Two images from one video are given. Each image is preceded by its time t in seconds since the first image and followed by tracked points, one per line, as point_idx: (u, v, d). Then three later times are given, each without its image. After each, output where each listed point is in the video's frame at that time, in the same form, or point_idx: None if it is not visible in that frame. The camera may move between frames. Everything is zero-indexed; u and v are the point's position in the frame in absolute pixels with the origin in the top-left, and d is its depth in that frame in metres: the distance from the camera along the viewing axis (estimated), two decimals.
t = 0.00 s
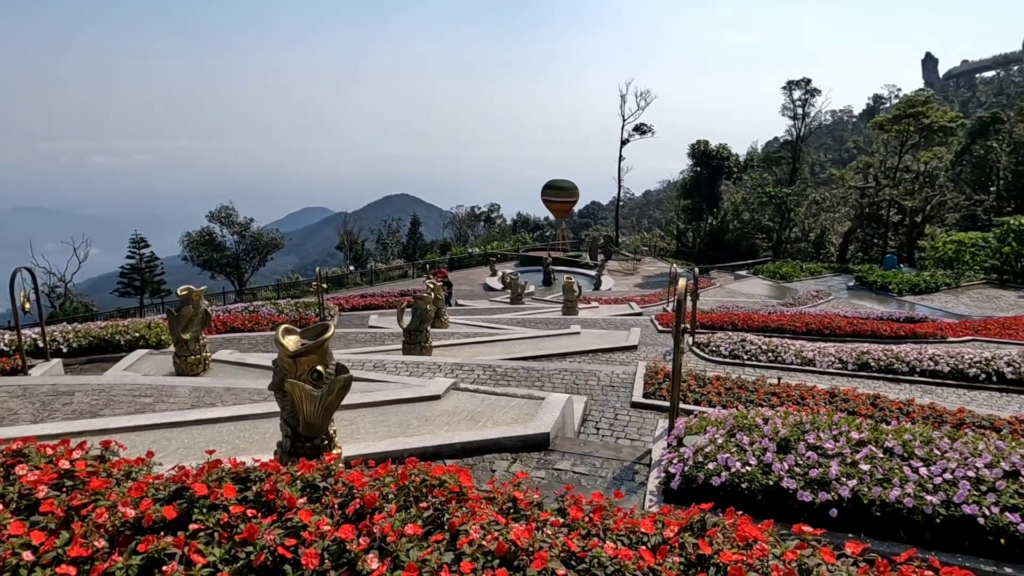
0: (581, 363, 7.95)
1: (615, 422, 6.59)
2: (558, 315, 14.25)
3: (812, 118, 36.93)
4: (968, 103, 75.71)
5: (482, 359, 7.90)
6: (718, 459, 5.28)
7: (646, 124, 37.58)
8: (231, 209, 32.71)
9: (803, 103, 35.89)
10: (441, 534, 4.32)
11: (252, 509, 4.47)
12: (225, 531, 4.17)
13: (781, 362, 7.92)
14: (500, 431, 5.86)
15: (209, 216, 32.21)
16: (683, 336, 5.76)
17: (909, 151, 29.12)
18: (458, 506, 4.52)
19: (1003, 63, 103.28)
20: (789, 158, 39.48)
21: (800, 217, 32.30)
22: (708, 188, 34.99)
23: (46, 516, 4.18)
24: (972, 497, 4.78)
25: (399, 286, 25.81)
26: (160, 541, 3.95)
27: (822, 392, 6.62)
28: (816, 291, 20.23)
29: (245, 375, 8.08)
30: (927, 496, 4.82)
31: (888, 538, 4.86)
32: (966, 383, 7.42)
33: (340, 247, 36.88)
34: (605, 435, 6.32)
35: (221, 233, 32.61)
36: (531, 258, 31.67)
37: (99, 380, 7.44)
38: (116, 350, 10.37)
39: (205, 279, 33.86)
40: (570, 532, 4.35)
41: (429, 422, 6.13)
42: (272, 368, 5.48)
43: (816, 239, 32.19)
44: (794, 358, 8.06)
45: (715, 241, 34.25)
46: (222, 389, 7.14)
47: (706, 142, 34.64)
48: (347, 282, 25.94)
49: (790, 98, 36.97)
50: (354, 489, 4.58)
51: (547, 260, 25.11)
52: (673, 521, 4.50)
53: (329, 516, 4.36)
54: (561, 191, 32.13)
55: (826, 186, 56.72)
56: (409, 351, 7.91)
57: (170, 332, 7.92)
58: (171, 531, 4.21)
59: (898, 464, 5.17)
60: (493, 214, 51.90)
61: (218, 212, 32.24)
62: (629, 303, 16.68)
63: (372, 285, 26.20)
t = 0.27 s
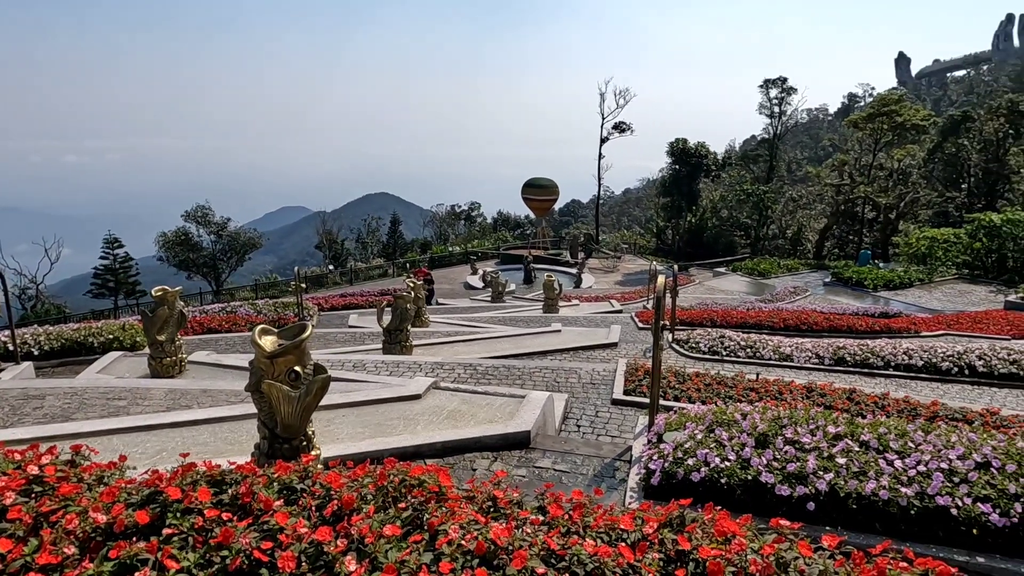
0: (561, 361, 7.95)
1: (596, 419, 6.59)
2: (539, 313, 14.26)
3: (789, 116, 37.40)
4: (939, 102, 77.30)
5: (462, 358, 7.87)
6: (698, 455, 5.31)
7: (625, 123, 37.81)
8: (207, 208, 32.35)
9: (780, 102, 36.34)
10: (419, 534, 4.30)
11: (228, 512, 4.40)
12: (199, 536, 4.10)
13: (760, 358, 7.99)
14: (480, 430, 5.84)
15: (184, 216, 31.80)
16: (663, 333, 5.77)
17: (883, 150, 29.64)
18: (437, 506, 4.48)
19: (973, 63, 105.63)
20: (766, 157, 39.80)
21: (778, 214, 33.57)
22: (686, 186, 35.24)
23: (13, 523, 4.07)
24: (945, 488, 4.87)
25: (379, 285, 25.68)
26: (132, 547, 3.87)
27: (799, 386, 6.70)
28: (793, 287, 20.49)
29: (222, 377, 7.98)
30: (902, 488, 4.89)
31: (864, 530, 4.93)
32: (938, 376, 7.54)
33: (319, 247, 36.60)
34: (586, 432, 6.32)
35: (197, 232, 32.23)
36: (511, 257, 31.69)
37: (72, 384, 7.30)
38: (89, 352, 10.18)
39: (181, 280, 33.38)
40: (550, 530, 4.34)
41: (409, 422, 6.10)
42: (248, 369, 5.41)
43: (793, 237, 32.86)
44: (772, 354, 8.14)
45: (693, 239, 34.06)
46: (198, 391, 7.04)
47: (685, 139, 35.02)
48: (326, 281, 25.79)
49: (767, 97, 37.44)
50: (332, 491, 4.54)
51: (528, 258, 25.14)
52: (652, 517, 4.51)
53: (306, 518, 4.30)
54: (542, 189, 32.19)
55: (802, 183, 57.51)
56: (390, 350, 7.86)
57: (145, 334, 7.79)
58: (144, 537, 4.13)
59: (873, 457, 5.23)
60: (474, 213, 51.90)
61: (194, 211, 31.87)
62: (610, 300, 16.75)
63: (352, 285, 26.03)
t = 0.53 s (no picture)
0: (540, 358, 7.97)
1: (575, 415, 6.61)
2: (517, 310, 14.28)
3: (763, 114, 37.83)
4: (909, 100, 78.96)
5: (441, 356, 7.84)
6: (675, 449, 5.36)
7: (602, 120, 37.98)
8: (180, 208, 31.82)
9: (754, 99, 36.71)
10: (397, 534, 4.29)
11: (201, 516, 4.32)
12: (172, 540, 4.03)
13: (735, 353, 8.09)
14: (459, 428, 5.83)
15: (156, 215, 31.24)
16: (640, 329, 5.80)
17: (854, 146, 30.12)
18: (415, 505, 4.48)
19: (941, 61, 108.04)
20: (741, 152, 39.72)
21: (754, 210, 33.77)
22: (663, 182, 35.95)
23: None
24: (915, 478, 4.98)
25: (357, 284, 25.48)
26: (102, 553, 3.79)
27: (775, 380, 6.79)
28: (768, 282, 20.77)
29: (196, 378, 7.85)
30: (874, 479, 4.99)
31: (838, 520, 5.01)
32: (909, 368, 7.70)
33: (295, 245, 36.21)
34: (565, 428, 6.34)
35: (170, 232, 31.68)
36: (489, 254, 31.68)
37: (40, 388, 7.13)
38: (58, 355, 9.95)
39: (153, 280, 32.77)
40: (528, 527, 4.35)
41: (387, 421, 6.06)
42: (223, 371, 5.33)
43: (769, 232, 32.94)
44: (748, 348, 8.24)
45: (670, 235, 34.73)
46: (172, 393, 6.93)
47: (662, 137, 35.66)
48: (303, 280, 25.54)
49: (741, 94, 37.79)
50: (308, 492, 4.51)
51: (507, 256, 25.14)
52: (630, 512, 4.54)
53: (281, 520, 4.26)
54: (519, 186, 32.23)
55: (776, 179, 58.32)
56: (368, 350, 7.80)
57: (116, 335, 7.64)
58: (115, 543, 4.04)
59: (846, 449, 5.32)
60: (452, 211, 51.81)
61: (166, 210, 31.34)
62: (588, 297, 16.82)
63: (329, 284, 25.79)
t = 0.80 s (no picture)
0: (521, 356, 7.97)
1: (556, 413, 6.62)
2: (498, 309, 14.28)
3: (740, 112, 38.23)
4: (882, 99, 80.45)
5: (422, 356, 7.81)
6: (655, 446, 5.39)
7: (580, 118, 38.07)
8: (155, 208, 31.33)
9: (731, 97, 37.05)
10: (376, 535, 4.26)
11: (177, 521, 4.26)
12: (147, 546, 3.96)
13: (714, 350, 8.15)
14: (440, 427, 5.81)
15: (130, 215, 30.72)
16: (619, 326, 5.82)
17: (829, 144, 30.55)
18: (394, 507, 4.45)
19: (913, 60, 110.18)
20: (719, 150, 40.48)
21: (731, 208, 34.28)
22: (642, 181, 36.76)
23: None
24: (890, 470, 5.06)
25: (336, 283, 25.29)
26: (75, 560, 3.72)
27: (753, 375, 6.86)
28: (746, 279, 21.01)
29: (172, 381, 7.75)
30: (850, 472, 5.06)
31: (815, 514, 5.08)
32: (884, 362, 7.82)
33: (274, 245, 35.83)
34: (546, 426, 6.34)
35: (145, 232, 31.18)
36: (470, 253, 31.64)
37: (11, 393, 6.99)
38: (29, 359, 9.75)
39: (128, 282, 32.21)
40: (508, 526, 4.35)
41: (367, 422, 6.02)
42: (199, 373, 5.25)
43: (746, 229, 33.64)
44: (727, 345, 8.32)
45: (650, 233, 34.80)
46: (147, 396, 6.83)
47: (640, 135, 35.94)
48: (281, 281, 25.28)
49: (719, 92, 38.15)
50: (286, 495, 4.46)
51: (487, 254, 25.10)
52: (610, 509, 4.55)
53: (258, 524, 4.21)
54: (500, 185, 32.19)
55: (753, 177, 58.97)
56: (347, 350, 7.74)
57: (89, 338, 7.50)
58: (87, 550, 3.96)
59: (822, 443, 5.39)
60: (432, 210, 51.68)
61: (141, 211, 30.85)
62: (568, 295, 16.87)
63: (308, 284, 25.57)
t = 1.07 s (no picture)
0: (500, 355, 7.96)
1: (535, 411, 6.62)
2: (477, 307, 14.26)
3: (715, 110, 38.64)
4: (853, 97, 81.92)
5: (400, 355, 7.76)
6: (633, 442, 5.42)
7: (558, 116, 38.15)
8: (127, 208, 30.74)
9: (706, 96, 37.41)
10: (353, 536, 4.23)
11: (149, 525, 4.18)
12: (118, 551, 3.88)
13: (691, 346, 8.22)
14: (418, 427, 5.78)
15: (101, 216, 30.09)
16: (597, 323, 5.84)
17: (802, 142, 30.97)
18: (371, 507, 4.42)
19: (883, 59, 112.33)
20: (696, 148, 41.27)
21: (707, 205, 34.85)
22: (619, 179, 35.42)
23: None
24: (862, 462, 5.14)
25: (314, 283, 25.07)
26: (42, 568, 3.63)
27: (729, 371, 6.93)
28: (722, 275, 21.24)
29: (145, 384, 7.61)
30: (824, 464, 5.13)
31: (790, 506, 5.14)
32: (857, 356, 7.95)
33: (249, 245, 35.41)
34: (525, 424, 6.34)
35: (116, 233, 30.59)
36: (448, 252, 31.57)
37: None
38: None
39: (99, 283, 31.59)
40: (486, 523, 4.34)
41: (345, 422, 5.96)
42: (172, 375, 5.16)
43: (722, 226, 34.39)
44: (704, 341, 8.39)
45: (628, 230, 35.45)
46: (120, 400, 6.70)
47: (617, 134, 35.16)
48: (258, 281, 24.99)
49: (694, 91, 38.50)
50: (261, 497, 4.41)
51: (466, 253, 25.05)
52: (588, 505, 4.57)
53: (232, 527, 4.15)
54: (478, 183, 32.12)
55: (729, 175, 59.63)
56: (325, 351, 7.67)
57: (59, 341, 7.34)
58: (56, 556, 3.87)
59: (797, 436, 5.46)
60: (410, 208, 51.46)
61: (112, 211, 30.23)
62: (547, 293, 16.90)
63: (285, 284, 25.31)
